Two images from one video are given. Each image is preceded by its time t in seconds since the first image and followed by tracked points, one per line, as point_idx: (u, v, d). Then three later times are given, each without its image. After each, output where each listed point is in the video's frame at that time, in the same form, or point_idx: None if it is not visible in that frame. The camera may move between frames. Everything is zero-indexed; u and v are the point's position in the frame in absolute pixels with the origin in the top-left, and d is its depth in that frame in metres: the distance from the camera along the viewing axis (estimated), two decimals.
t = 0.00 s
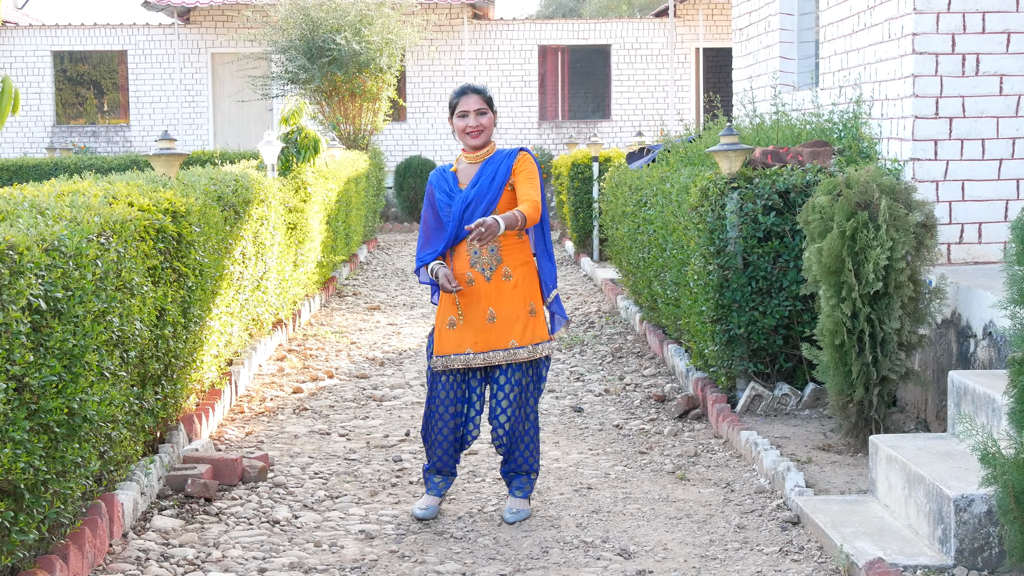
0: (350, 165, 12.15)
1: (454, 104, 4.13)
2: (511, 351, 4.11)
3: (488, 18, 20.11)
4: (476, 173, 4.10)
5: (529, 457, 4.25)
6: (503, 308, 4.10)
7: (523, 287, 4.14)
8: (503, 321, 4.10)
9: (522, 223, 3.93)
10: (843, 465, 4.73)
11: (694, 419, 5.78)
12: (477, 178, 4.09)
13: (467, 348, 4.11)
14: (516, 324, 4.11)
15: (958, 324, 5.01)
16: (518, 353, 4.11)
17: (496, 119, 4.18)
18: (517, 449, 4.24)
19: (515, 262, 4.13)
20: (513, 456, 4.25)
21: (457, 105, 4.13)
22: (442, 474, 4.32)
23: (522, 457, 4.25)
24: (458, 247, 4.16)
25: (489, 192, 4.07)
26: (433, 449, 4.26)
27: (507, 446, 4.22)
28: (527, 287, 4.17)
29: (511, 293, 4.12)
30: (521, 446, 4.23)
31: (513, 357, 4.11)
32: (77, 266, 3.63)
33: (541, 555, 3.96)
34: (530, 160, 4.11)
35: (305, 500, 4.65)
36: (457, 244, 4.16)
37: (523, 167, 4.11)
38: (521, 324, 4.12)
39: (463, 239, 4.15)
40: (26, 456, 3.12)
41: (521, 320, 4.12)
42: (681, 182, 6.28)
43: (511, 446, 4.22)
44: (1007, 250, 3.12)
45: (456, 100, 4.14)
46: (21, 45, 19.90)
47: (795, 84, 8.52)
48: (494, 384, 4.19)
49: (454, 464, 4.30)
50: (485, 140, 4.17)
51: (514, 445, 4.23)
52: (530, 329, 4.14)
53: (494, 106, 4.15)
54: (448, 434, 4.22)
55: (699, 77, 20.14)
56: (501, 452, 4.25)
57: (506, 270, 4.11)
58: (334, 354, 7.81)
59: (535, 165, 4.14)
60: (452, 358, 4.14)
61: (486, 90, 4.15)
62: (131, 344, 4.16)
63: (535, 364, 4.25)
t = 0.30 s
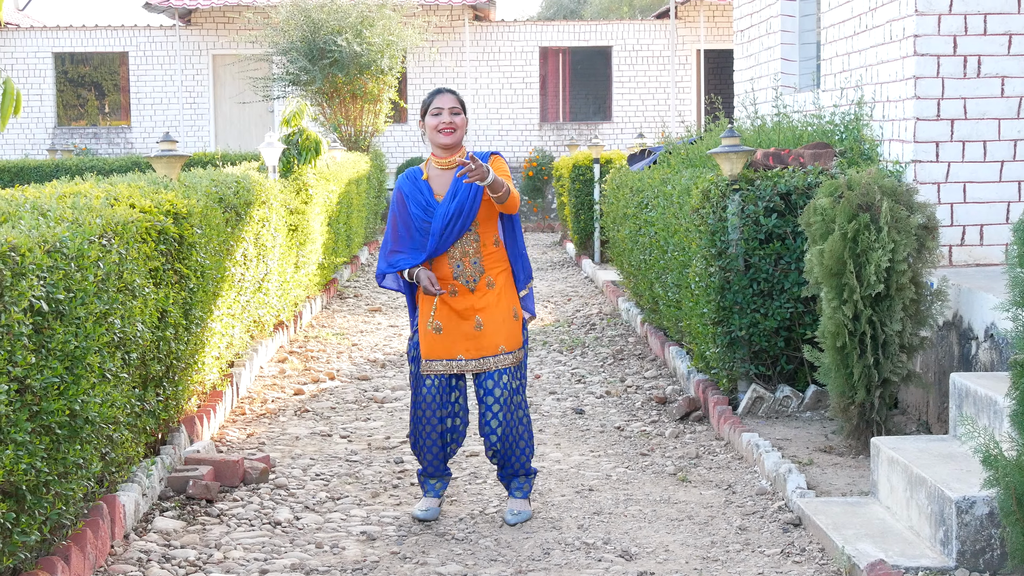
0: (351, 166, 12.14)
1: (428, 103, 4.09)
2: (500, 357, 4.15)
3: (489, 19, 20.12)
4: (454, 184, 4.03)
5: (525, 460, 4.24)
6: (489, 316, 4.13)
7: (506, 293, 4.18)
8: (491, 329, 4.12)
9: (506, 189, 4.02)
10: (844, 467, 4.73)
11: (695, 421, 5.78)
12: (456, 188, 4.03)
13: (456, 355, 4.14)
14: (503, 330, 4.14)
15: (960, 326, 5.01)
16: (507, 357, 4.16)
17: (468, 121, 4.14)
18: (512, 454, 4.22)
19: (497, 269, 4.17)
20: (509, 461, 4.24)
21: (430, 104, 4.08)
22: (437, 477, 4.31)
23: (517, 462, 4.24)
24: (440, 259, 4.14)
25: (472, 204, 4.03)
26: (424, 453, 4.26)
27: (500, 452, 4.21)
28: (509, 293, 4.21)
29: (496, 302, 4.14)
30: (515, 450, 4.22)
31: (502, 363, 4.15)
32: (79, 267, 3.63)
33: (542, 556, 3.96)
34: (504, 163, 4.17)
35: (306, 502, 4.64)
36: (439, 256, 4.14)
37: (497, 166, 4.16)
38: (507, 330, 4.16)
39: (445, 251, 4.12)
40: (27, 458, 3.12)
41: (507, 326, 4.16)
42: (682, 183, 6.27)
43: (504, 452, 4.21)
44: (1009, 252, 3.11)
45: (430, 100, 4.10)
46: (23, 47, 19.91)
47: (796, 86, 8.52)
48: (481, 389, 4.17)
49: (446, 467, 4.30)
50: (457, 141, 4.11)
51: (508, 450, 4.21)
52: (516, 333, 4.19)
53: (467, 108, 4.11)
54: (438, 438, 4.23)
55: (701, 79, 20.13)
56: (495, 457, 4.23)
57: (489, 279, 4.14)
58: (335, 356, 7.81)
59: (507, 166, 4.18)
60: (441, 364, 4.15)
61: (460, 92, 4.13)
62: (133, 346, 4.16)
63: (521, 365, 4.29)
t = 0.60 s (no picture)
0: (353, 167, 12.14)
1: (416, 111, 4.11)
2: (488, 359, 4.13)
3: (491, 20, 20.12)
4: (444, 180, 4.09)
5: (521, 461, 4.25)
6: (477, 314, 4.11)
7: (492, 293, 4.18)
8: (479, 330, 4.10)
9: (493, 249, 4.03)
10: (847, 468, 4.73)
11: (698, 421, 5.78)
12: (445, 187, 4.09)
13: (444, 354, 4.11)
14: (491, 330, 4.12)
15: (962, 327, 5.01)
16: (495, 359, 4.14)
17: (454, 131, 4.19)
18: (508, 456, 4.22)
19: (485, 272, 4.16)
20: (505, 462, 4.23)
21: (419, 112, 4.11)
22: (437, 476, 4.32)
23: (514, 462, 4.24)
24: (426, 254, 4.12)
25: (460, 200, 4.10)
26: (422, 453, 4.25)
27: (496, 453, 4.20)
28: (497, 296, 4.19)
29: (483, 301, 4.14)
30: (511, 452, 4.21)
31: (490, 365, 4.13)
32: (81, 267, 3.63)
33: (545, 557, 3.96)
34: (491, 170, 4.19)
35: (308, 502, 4.65)
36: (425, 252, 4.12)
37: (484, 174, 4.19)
38: (495, 330, 4.14)
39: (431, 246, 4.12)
40: (30, 458, 3.13)
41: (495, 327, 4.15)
42: (685, 184, 6.28)
43: (500, 453, 4.20)
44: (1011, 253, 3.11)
45: (418, 108, 4.12)
46: (25, 47, 19.92)
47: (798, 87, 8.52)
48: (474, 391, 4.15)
49: (444, 465, 4.30)
50: (445, 150, 4.16)
51: (504, 452, 4.20)
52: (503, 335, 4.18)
53: (455, 117, 4.16)
54: (434, 438, 4.22)
55: (703, 80, 20.14)
56: (492, 458, 4.23)
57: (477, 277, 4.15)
58: (337, 356, 7.82)
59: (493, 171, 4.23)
60: (429, 364, 4.11)
61: (448, 100, 4.17)
62: (135, 346, 4.16)
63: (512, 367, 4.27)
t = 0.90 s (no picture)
0: (354, 167, 12.14)
1: (420, 98, 4.10)
2: (486, 352, 4.12)
3: (492, 20, 20.12)
4: (446, 173, 4.09)
5: (522, 454, 4.24)
6: (473, 309, 4.12)
7: (490, 289, 4.19)
8: (476, 324, 4.11)
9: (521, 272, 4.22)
10: (847, 468, 4.73)
11: (698, 422, 5.78)
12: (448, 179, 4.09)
13: (441, 351, 4.09)
14: (486, 325, 4.12)
15: (962, 327, 5.01)
16: (492, 353, 4.12)
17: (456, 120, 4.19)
18: (509, 450, 4.21)
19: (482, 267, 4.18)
20: (506, 457, 4.22)
21: (423, 99, 4.10)
22: (433, 475, 4.30)
23: (515, 457, 4.24)
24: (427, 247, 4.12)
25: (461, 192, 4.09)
26: (418, 450, 4.24)
27: (496, 449, 4.19)
28: (493, 290, 4.20)
29: (480, 297, 4.14)
30: (512, 446, 4.21)
31: (488, 358, 4.12)
32: (82, 267, 3.63)
33: (545, 557, 3.96)
34: (493, 166, 4.20)
35: (309, 502, 4.65)
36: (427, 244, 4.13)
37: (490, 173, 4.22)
38: (492, 325, 4.14)
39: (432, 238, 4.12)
40: (30, 459, 3.13)
41: (492, 321, 4.15)
42: (685, 184, 6.28)
43: (501, 448, 4.18)
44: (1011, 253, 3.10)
45: (422, 95, 4.11)
46: (26, 47, 19.93)
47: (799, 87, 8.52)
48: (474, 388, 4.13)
49: (440, 463, 4.29)
50: (446, 139, 4.16)
51: (505, 446, 4.20)
52: (500, 330, 4.18)
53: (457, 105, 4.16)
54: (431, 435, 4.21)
55: (704, 81, 20.14)
56: (492, 455, 4.21)
57: (473, 274, 4.15)
58: (338, 356, 7.82)
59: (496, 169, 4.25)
60: (425, 360, 4.10)
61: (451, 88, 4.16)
62: (135, 346, 4.17)
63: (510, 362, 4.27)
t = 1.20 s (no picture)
0: (355, 167, 12.15)
1: (442, 98, 4.09)
2: (497, 356, 4.14)
3: (493, 20, 20.13)
4: (464, 175, 4.09)
5: (524, 460, 4.25)
6: (487, 313, 4.13)
7: (504, 292, 4.20)
8: (490, 328, 4.12)
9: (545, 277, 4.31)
10: (848, 468, 4.73)
11: (699, 422, 5.78)
12: (466, 180, 4.09)
13: (454, 354, 4.11)
14: (501, 329, 4.14)
15: (963, 327, 5.00)
16: (505, 358, 4.15)
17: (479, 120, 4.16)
18: (512, 455, 4.22)
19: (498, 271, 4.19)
20: (509, 461, 4.24)
21: (445, 99, 4.09)
22: (434, 476, 4.30)
23: (518, 462, 4.25)
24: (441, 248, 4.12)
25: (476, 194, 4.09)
26: (421, 452, 4.23)
27: (501, 453, 4.20)
28: (507, 293, 4.22)
29: (494, 301, 4.16)
30: (515, 451, 4.22)
31: (500, 363, 4.14)
32: (82, 267, 3.63)
33: (545, 557, 3.96)
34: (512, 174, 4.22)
35: (309, 503, 4.65)
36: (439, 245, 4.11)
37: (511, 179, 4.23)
38: (506, 329, 4.16)
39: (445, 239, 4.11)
40: (31, 459, 3.13)
41: (506, 325, 4.17)
42: (686, 184, 6.28)
43: (504, 452, 4.20)
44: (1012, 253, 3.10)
45: (444, 95, 4.10)
46: (27, 47, 19.94)
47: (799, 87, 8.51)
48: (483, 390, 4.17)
49: (441, 466, 4.28)
50: (467, 140, 4.13)
51: (509, 450, 4.21)
52: (513, 334, 4.20)
53: (480, 107, 4.12)
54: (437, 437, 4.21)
55: (704, 81, 20.14)
56: (495, 459, 4.22)
57: (488, 277, 4.16)
58: (338, 356, 7.81)
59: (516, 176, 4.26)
60: (438, 363, 4.12)
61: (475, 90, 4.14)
62: (136, 346, 4.17)
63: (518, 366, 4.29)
